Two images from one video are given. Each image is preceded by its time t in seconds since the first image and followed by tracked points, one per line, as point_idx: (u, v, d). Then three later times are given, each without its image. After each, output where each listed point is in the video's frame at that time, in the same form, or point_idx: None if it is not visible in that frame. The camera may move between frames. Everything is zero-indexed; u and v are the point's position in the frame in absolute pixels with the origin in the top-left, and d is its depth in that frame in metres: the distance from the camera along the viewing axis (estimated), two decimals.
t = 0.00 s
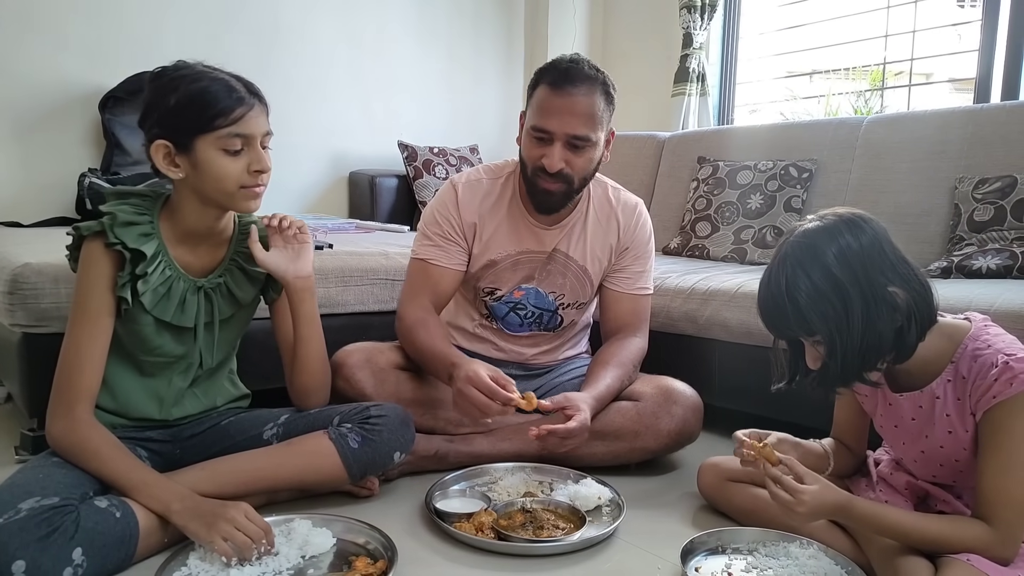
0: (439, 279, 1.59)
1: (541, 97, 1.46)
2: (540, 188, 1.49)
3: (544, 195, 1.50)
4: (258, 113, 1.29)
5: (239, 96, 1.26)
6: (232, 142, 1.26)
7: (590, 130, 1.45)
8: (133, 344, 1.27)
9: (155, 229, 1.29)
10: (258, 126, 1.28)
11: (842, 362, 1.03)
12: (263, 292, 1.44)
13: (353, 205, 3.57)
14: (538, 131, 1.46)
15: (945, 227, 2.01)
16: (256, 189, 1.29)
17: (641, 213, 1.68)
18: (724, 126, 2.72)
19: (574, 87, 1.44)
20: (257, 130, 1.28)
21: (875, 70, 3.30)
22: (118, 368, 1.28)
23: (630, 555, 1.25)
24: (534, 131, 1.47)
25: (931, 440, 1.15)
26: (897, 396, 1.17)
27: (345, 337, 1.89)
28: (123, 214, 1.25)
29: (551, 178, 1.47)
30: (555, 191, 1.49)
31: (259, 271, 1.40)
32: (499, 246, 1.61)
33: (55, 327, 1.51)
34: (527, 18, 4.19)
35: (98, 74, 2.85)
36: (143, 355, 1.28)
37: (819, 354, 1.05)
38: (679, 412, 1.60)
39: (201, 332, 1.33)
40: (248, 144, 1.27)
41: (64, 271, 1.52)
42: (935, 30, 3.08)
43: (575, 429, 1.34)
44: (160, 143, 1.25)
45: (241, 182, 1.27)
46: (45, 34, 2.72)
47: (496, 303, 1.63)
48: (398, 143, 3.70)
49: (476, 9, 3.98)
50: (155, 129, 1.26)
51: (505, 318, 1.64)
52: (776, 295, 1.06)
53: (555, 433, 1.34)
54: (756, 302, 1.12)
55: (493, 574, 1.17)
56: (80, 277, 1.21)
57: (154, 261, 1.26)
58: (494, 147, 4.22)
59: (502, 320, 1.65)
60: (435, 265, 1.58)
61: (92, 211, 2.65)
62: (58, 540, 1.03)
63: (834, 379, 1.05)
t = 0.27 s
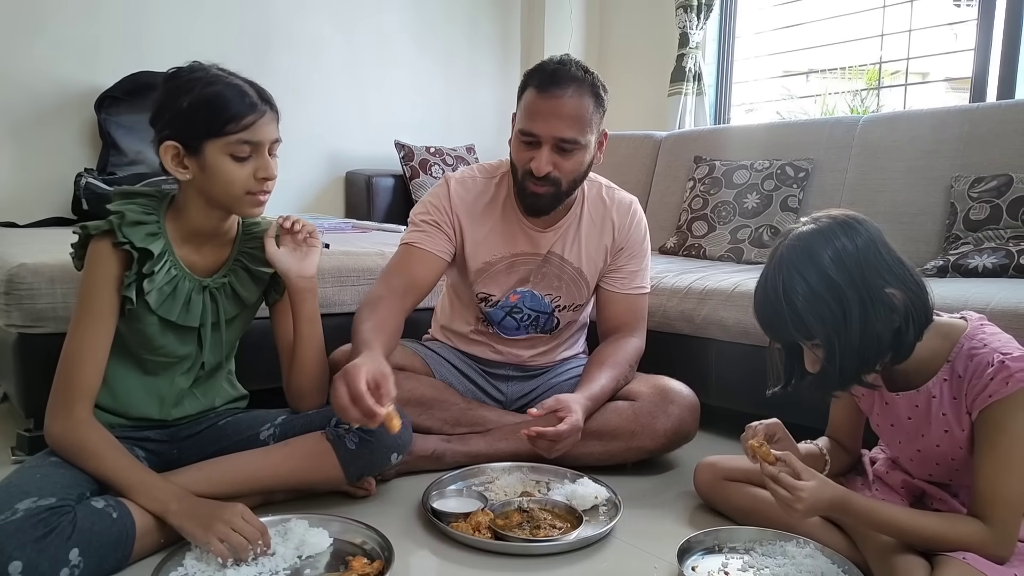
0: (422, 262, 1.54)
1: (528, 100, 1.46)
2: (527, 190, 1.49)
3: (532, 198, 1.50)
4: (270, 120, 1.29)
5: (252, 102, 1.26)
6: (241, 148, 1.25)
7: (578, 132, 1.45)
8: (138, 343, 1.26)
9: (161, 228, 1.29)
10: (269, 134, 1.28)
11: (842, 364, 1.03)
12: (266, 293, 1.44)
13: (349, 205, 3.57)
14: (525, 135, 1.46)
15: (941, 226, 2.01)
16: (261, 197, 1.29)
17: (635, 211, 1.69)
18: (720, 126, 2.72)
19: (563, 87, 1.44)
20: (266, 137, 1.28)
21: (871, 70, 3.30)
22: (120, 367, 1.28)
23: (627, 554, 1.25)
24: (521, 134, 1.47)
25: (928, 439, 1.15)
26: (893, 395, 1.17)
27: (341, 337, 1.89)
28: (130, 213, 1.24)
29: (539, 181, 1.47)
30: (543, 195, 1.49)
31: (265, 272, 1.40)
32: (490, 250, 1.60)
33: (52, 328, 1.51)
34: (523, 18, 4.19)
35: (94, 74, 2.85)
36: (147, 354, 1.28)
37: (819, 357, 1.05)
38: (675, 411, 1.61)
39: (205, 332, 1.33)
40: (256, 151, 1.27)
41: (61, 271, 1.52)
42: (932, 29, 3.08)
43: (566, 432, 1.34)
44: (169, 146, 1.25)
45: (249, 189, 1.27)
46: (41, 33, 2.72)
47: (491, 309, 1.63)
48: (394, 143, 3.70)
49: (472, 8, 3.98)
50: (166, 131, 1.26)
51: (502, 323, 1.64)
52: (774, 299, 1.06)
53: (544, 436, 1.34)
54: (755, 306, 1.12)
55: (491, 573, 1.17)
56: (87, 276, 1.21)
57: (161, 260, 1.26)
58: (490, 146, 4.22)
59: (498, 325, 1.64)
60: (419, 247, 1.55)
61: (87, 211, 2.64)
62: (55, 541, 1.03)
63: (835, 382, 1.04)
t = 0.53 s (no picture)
0: (422, 276, 1.48)
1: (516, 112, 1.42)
2: (518, 204, 1.49)
3: (522, 213, 1.50)
4: (268, 131, 1.27)
5: (252, 110, 1.25)
6: (228, 158, 1.23)
7: (568, 146, 1.43)
8: (139, 341, 1.26)
9: (164, 226, 1.29)
10: (260, 146, 1.25)
11: (842, 368, 1.03)
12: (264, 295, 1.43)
13: (347, 204, 3.57)
14: (514, 148, 1.44)
15: (938, 226, 2.02)
16: (244, 207, 1.27)
17: (627, 207, 1.68)
18: (718, 126, 2.72)
19: (553, 98, 1.41)
20: (257, 150, 1.25)
21: (869, 70, 3.31)
22: (120, 364, 1.28)
23: (624, 554, 1.25)
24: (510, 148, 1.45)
25: (926, 440, 1.15)
26: (892, 396, 1.17)
27: (339, 336, 1.89)
28: (134, 210, 1.24)
29: (529, 196, 1.47)
30: (533, 210, 1.49)
31: (264, 271, 1.40)
32: (483, 259, 1.59)
33: (49, 326, 1.51)
34: (521, 18, 4.19)
35: (92, 72, 2.85)
36: (147, 352, 1.28)
37: (819, 360, 1.05)
38: (673, 412, 1.61)
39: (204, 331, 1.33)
40: (243, 162, 1.24)
41: (58, 269, 1.52)
42: (930, 29, 3.09)
43: (568, 435, 1.35)
44: (167, 143, 1.25)
45: (230, 199, 1.25)
46: (39, 32, 2.72)
47: (489, 320, 1.62)
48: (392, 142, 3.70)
49: (470, 8, 3.98)
50: (168, 129, 1.26)
51: (500, 332, 1.63)
52: (773, 303, 1.06)
53: (546, 440, 1.35)
54: (754, 311, 1.12)
55: (488, 573, 1.17)
56: (89, 274, 1.21)
57: (163, 258, 1.27)
58: (488, 146, 4.22)
59: (496, 334, 1.64)
60: (418, 260, 1.49)
61: (85, 210, 2.65)
62: (51, 538, 1.03)
63: (836, 385, 1.04)
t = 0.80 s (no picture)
0: (419, 278, 1.48)
1: (523, 126, 1.39)
2: (529, 218, 1.49)
3: (533, 225, 1.51)
4: (263, 137, 1.26)
5: (249, 116, 1.25)
6: (222, 163, 1.23)
7: (578, 159, 1.40)
8: (138, 341, 1.27)
9: (164, 227, 1.30)
10: (254, 152, 1.25)
11: (843, 369, 1.03)
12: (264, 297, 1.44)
13: (346, 204, 3.57)
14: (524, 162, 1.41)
15: (937, 226, 2.02)
16: (236, 213, 1.26)
17: (628, 208, 1.67)
18: (716, 125, 2.73)
19: (560, 114, 1.38)
20: (250, 156, 1.24)
21: (868, 70, 3.30)
22: (121, 363, 1.28)
23: (622, 554, 1.25)
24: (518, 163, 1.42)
25: (924, 440, 1.15)
26: (891, 395, 1.17)
27: (337, 336, 1.89)
28: (135, 212, 1.25)
29: (541, 211, 1.47)
30: (544, 222, 1.49)
31: (264, 274, 1.41)
32: (487, 263, 1.58)
33: (48, 325, 1.51)
34: (520, 17, 4.19)
35: (92, 72, 2.85)
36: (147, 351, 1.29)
37: (819, 361, 1.05)
38: (672, 411, 1.61)
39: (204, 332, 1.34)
40: (238, 168, 1.24)
41: (57, 269, 1.52)
42: (929, 29, 3.08)
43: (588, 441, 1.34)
44: (167, 145, 1.26)
45: (222, 203, 1.24)
46: (39, 31, 2.72)
47: (489, 323, 1.62)
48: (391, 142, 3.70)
49: (469, 8, 3.98)
50: (170, 131, 1.27)
51: (500, 334, 1.63)
52: (774, 305, 1.06)
53: (568, 446, 1.33)
54: (754, 312, 1.12)
55: (486, 572, 1.17)
56: (89, 274, 1.21)
57: (162, 259, 1.27)
58: (487, 145, 4.23)
59: (496, 336, 1.63)
60: (415, 262, 1.49)
61: (84, 209, 2.65)
62: (50, 537, 1.03)
63: (837, 386, 1.04)
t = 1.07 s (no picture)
0: (421, 273, 1.51)
1: (538, 125, 1.39)
2: (541, 214, 1.50)
3: (544, 219, 1.51)
4: (262, 143, 1.26)
5: (247, 121, 1.24)
6: (221, 168, 1.23)
7: (590, 159, 1.40)
8: (137, 344, 1.27)
9: (162, 230, 1.29)
10: (253, 157, 1.24)
11: (844, 367, 1.03)
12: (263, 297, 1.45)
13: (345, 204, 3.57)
14: (536, 160, 1.41)
15: (936, 225, 2.02)
16: (235, 218, 1.26)
17: (632, 208, 1.68)
18: (715, 125, 2.73)
19: (573, 116, 1.38)
20: (250, 161, 1.24)
21: (867, 69, 3.30)
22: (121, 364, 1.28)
23: (622, 553, 1.25)
24: (530, 159, 1.42)
25: (924, 439, 1.15)
26: (891, 395, 1.17)
27: (336, 337, 1.89)
28: (131, 217, 1.24)
29: (552, 207, 1.46)
30: (554, 217, 1.50)
31: (263, 276, 1.41)
32: (491, 254, 1.59)
33: (47, 326, 1.51)
34: (518, 17, 4.19)
35: (89, 73, 2.85)
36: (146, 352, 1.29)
37: (821, 358, 1.05)
38: (671, 411, 1.61)
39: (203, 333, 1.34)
40: (237, 173, 1.24)
41: (56, 270, 1.52)
42: (927, 28, 3.09)
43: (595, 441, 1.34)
44: (165, 149, 1.26)
45: (221, 207, 1.24)
46: (36, 32, 2.72)
47: (490, 315, 1.62)
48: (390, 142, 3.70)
49: (467, 8, 3.98)
50: (169, 135, 1.26)
51: (500, 329, 1.63)
52: (776, 300, 1.06)
53: (576, 447, 1.34)
54: (756, 307, 1.11)
55: (486, 572, 1.17)
56: (90, 279, 1.20)
57: (160, 263, 1.26)
58: (486, 145, 4.22)
59: (496, 330, 1.64)
60: (418, 257, 1.52)
61: (83, 210, 2.64)
62: (49, 538, 1.02)
63: (838, 383, 1.04)
